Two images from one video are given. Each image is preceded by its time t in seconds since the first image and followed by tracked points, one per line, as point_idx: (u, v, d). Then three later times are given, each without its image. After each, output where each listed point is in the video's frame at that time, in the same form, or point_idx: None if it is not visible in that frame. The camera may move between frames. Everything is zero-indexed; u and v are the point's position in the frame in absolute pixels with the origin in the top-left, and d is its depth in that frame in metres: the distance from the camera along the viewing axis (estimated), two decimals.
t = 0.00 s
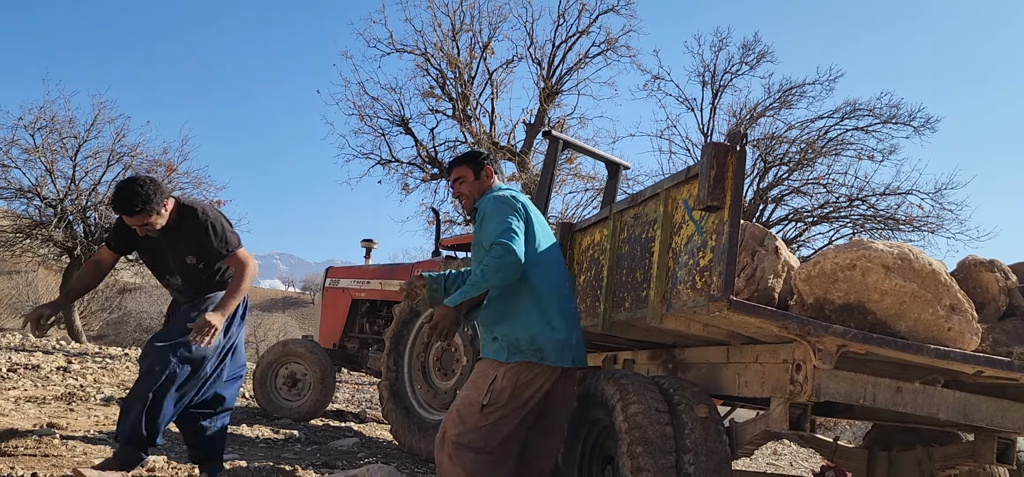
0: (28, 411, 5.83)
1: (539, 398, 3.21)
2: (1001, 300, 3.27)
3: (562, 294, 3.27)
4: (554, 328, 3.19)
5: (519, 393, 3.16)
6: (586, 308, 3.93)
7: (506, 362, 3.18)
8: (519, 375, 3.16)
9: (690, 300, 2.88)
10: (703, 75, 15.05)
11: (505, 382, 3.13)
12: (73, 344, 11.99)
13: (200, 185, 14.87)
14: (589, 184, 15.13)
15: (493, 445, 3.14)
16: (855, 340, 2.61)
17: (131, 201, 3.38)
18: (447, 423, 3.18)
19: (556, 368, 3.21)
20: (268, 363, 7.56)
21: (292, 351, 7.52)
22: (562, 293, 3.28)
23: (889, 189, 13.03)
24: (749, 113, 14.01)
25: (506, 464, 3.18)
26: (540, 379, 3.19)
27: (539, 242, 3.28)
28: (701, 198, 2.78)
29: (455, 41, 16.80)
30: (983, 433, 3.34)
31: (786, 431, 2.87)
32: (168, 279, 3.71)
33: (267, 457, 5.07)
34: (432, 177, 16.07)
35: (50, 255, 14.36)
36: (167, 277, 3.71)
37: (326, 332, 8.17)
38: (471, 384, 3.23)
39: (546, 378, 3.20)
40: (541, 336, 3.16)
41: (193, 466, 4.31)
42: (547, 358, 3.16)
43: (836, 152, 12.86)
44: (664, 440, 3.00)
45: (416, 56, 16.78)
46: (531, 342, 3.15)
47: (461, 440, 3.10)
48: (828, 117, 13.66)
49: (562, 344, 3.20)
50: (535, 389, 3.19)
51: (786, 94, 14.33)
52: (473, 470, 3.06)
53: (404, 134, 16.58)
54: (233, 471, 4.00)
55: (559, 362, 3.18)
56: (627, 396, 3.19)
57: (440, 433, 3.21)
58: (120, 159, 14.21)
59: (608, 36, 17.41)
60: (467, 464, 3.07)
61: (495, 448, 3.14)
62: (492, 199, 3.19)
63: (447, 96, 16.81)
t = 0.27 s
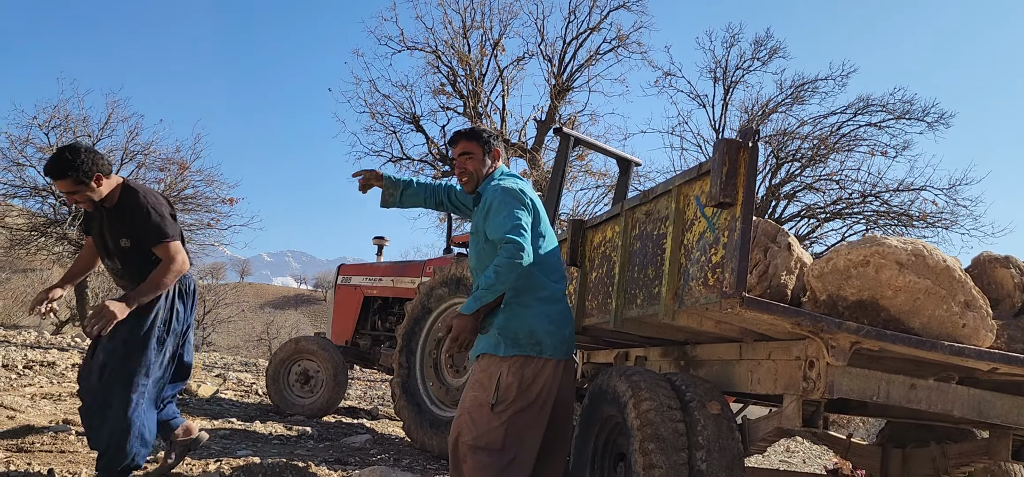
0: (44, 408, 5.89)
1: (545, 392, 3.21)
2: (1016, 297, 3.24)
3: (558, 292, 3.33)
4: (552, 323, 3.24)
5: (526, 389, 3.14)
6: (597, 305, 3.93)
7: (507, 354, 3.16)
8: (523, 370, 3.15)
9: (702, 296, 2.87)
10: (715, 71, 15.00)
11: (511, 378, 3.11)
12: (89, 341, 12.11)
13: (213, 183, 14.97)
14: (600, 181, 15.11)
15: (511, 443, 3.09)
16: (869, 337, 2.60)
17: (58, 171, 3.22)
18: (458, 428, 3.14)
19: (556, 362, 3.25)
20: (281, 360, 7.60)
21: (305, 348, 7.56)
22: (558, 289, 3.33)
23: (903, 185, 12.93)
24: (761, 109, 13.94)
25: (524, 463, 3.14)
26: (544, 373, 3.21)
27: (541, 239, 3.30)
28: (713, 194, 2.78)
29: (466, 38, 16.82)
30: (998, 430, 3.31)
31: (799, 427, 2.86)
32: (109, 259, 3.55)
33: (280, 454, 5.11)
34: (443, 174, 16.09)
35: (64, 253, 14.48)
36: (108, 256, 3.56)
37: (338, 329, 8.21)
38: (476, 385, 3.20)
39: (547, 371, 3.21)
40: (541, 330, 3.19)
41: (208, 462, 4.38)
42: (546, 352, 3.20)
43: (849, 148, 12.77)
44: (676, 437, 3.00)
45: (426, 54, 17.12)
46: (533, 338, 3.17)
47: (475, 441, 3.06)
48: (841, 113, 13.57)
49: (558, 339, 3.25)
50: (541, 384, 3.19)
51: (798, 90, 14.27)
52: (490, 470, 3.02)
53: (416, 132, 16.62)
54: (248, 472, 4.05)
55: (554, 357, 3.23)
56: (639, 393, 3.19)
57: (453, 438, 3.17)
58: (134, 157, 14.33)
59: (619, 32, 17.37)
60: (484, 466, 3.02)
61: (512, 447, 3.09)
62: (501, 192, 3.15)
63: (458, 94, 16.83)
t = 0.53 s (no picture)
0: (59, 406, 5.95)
1: (544, 388, 3.23)
2: None
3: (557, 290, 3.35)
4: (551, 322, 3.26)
5: (526, 387, 3.15)
6: (609, 303, 3.93)
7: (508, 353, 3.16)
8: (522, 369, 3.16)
9: (715, 294, 2.87)
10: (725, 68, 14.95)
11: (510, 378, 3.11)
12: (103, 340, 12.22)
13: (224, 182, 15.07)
14: (610, 179, 15.10)
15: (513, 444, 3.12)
16: (883, 334, 2.59)
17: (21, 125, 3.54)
18: (462, 429, 3.17)
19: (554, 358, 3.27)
20: (293, 358, 7.64)
21: (317, 347, 7.60)
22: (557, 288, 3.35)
23: (915, 182, 12.84)
24: (772, 106, 13.88)
25: (529, 460, 3.16)
26: (543, 370, 3.22)
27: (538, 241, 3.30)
28: (726, 192, 2.77)
29: (476, 37, 16.84)
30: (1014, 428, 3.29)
31: (812, 425, 2.85)
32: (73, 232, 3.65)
33: (293, 452, 5.14)
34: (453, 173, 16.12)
35: (78, 252, 14.60)
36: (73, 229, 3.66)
37: (349, 327, 8.24)
38: (476, 386, 3.20)
39: (545, 367, 3.23)
40: (542, 330, 3.22)
41: (222, 460, 4.41)
42: (544, 350, 3.22)
43: (861, 145, 12.70)
44: (689, 435, 3.00)
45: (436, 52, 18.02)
46: (534, 339, 3.19)
47: (478, 442, 3.09)
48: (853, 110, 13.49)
49: (558, 337, 3.28)
50: (540, 381, 3.21)
51: (810, 87, 14.20)
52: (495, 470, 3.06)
53: (426, 131, 16.66)
54: (262, 471, 4.04)
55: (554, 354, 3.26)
56: (652, 391, 3.19)
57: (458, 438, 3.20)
58: (146, 157, 14.44)
59: (630, 30, 17.35)
60: (488, 466, 3.06)
61: (515, 445, 3.12)
62: (495, 200, 3.13)
63: (468, 92, 16.85)
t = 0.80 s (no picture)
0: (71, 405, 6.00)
1: (551, 387, 3.23)
2: None
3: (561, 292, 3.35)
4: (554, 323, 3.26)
5: (533, 388, 3.16)
6: (618, 301, 3.93)
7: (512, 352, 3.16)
8: (529, 369, 3.16)
9: (725, 292, 2.87)
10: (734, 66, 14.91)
11: (518, 378, 3.12)
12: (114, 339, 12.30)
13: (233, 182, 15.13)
14: (618, 178, 15.09)
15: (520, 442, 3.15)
16: (894, 332, 2.58)
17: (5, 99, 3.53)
18: (470, 427, 3.19)
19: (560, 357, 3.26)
20: (302, 357, 7.66)
21: (326, 346, 7.63)
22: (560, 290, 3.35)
23: (925, 180, 12.77)
24: (781, 104, 13.84)
25: (535, 457, 3.21)
26: (549, 369, 3.22)
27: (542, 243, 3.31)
28: (736, 190, 2.77)
29: (484, 36, 16.86)
30: None
31: (823, 424, 2.84)
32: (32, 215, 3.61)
33: (303, 450, 5.16)
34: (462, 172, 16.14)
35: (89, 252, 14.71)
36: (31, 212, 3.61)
37: (358, 326, 8.26)
38: (485, 385, 3.18)
39: (551, 367, 3.22)
40: (544, 331, 3.22)
41: (232, 458, 4.44)
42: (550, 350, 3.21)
43: (871, 143, 12.64)
44: (699, 434, 3.00)
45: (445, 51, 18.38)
46: (536, 339, 3.20)
47: (485, 442, 3.12)
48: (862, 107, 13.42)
49: (563, 338, 3.28)
50: (547, 381, 3.21)
51: (819, 84, 14.14)
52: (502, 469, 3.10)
53: (434, 130, 16.69)
54: (273, 470, 4.06)
55: (557, 354, 3.25)
56: (661, 389, 3.19)
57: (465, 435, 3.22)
58: (156, 157, 14.53)
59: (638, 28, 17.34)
60: (496, 465, 3.11)
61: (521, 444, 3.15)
62: (499, 203, 3.15)
63: (476, 91, 16.86)
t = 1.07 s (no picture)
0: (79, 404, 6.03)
1: (549, 392, 3.25)
2: None
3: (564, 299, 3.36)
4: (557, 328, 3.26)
5: (531, 390, 3.17)
6: (624, 300, 3.93)
7: (512, 357, 3.17)
8: (529, 372, 3.17)
9: (731, 291, 2.86)
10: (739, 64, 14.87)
11: (517, 379, 3.14)
12: (121, 339, 12.35)
13: (239, 182, 15.17)
14: (624, 176, 15.08)
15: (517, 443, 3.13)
16: (901, 331, 2.57)
17: (24, 77, 3.58)
18: (467, 429, 3.17)
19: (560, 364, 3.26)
20: (309, 356, 7.68)
21: (332, 345, 7.64)
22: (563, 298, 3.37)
23: (932, 178, 12.71)
24: (787, 102, 13.80)
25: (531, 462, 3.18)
26: (548, 375, 3.23)
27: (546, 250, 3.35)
28: (742, 188, 2.77)
29: (488, 35, 16.86)
30: None
31: (830, 422, 2.84)
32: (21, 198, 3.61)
33: (310, 449, 5.18)
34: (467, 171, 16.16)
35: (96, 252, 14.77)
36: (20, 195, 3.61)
37: (364, 325, 8.28)
38: (484, 385, 3.22)
39: (551, 372, 3.23)
40: (547, 335, 3.21)
41: (239, 457, 4.45)
42: (551, 356, 3.21)
43: (877, 141, 12.59)
44: (705, 432, 3.00)
45: (450, 51, 19.04)
46: (538, 342, 3.19)
47: (483, 442, 3.09)
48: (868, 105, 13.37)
49: (564, 348, 3.26)
50: (546, 385, 3.22)
51: (825, 82, 14.10)
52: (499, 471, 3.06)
53: (439, 129, 16.71)
54: (280, 469, 4.04)
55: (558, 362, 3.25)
56: (668, 388, 3.20)
57: (462, 438, 3.19)
58: (162, 157, 14.58)
59: (643, 27, 17.33)
60: (490, 463, 3.07)
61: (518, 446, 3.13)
62: (510, 205, 3.19)
63: (481, 90, 16.88)
